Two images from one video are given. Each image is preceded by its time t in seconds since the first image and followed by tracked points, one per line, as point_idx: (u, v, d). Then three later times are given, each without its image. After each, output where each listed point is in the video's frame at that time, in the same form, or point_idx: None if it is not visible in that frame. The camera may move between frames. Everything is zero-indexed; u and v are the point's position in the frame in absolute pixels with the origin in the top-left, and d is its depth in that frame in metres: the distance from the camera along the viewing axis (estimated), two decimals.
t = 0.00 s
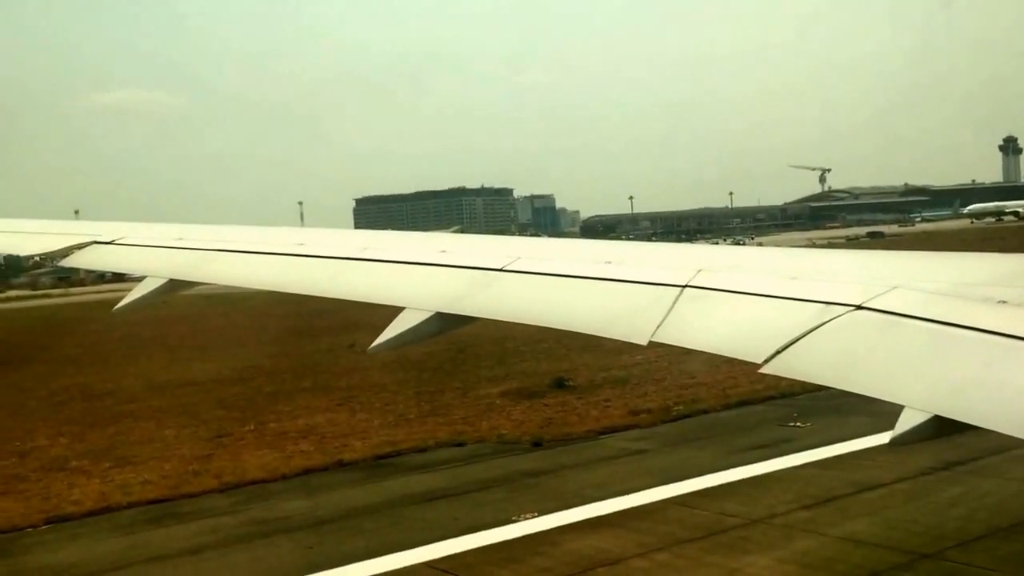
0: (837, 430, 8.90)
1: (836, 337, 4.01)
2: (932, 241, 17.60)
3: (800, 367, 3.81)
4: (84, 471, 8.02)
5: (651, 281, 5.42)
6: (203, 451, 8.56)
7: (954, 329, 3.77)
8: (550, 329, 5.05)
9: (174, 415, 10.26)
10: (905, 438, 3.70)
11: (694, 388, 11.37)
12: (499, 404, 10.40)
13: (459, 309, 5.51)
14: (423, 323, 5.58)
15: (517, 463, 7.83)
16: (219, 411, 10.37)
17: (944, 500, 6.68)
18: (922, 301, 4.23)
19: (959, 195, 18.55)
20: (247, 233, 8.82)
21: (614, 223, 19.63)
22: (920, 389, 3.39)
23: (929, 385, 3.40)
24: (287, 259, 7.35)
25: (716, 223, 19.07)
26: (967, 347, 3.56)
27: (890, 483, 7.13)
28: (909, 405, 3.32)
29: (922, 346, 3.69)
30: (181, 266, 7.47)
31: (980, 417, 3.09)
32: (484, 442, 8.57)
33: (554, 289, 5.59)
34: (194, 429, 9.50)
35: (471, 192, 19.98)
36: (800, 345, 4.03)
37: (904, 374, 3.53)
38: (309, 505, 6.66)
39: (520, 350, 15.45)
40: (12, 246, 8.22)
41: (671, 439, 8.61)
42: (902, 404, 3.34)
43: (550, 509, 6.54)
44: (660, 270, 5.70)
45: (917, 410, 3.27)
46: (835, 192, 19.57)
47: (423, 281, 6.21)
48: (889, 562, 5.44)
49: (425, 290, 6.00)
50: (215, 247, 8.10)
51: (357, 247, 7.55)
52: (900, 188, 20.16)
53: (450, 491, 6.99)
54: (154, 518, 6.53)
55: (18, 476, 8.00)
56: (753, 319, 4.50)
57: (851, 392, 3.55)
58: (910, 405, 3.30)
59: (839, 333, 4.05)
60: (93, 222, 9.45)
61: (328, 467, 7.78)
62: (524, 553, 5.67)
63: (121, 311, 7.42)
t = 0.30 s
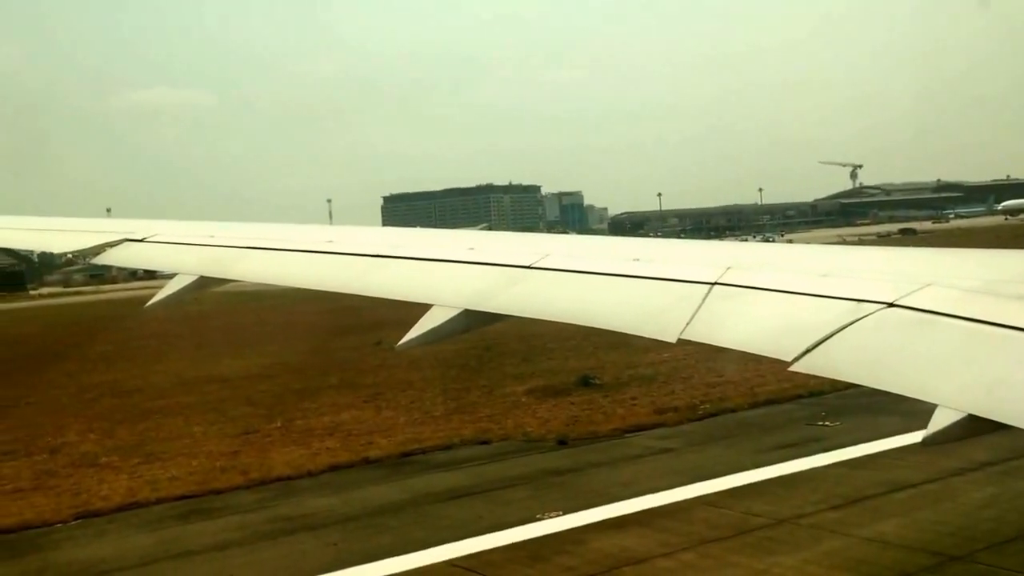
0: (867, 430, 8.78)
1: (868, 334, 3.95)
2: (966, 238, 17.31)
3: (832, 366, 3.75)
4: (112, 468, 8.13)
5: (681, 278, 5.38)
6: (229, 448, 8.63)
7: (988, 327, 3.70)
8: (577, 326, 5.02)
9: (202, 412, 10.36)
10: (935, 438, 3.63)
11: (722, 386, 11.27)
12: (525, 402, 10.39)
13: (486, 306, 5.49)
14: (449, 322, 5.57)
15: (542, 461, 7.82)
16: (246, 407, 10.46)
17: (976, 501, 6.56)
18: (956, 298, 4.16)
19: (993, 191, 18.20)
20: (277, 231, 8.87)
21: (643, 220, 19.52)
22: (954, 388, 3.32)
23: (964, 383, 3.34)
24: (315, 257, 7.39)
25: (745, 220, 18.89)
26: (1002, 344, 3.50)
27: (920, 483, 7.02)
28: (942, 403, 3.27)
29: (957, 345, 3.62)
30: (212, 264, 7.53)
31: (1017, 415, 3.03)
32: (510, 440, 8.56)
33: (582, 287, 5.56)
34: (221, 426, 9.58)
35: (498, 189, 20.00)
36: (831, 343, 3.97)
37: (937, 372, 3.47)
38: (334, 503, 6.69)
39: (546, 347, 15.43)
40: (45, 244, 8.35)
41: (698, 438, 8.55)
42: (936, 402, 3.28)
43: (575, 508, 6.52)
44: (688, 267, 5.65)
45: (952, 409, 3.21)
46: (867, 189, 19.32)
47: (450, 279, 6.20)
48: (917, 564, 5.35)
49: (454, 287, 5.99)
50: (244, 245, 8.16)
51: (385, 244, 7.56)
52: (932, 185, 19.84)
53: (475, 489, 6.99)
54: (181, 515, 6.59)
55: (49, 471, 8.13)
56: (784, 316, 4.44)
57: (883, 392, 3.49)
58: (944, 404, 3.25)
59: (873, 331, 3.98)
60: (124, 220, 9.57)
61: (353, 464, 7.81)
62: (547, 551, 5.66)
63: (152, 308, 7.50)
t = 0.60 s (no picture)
0: (896, 431, 8.66)
1: (901, 334, 3.89)
2: (1001, 236, 17.00)
3: (863, 366, 3.70)
4: (140, 464, 8.23)
5: (709, 277, 5.34)
6: (255, 445, 8.70)
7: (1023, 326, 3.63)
8: (605, 324, 4.99)
9: (229, 409, 10.45)
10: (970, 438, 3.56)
11: (749, 385, 11.18)
12: (550, 400, 10.37)
13: (513, 305, 5.48)
14: (473, 321, 5.57)
15: (567, 460, 7.80)
16: (272, 405, 10.53)
17: (1008, 504, 6.45)
18: (990, 297, 4.08)
19: None
20: (305, 229, 8.93)
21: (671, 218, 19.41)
22: (990, 389, 3.27)
23: (999, 384, 3.29)
24: (343, 255, 7.42)
25: (775, 218, 18.71)
26: None
27: (950, 485, 6.91)
28: (978, 404, 3.21)
29: (991, 345, 3.55)
30: (241, 262, 7.59)
31: None
32: (535, 439, 8.55)
33: (609, 285, 5.53)
34: (248, 423, 9.66)
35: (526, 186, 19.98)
36: (864, 343, 3.91)
37: (971, 372, 3.41)
38: (359, 500, 6.72)
39: (572, 346, 15.40)
40: (76, 241, 8.46)
41: (724, 438, 8.49)
42: (970, 403, 3.23)
43: (599, 508, 6.49)
44: (716, 265, 5.60)
45: (988, 410, 3.15)
46: (898, 185, 19.05)
47: (478, 277, 6.20)
48: (945, 567, 5.27)
49: (481, 285, 5.98)
50: (273, 243, 8.22)
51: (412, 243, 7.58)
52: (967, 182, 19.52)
53: (499, 488, 6.99)
54: (207, 511, 6.66)
55: (79, 467, 8.24)
56: (814, 315, 4.39)
57: (916, 392, 3.44)
58: (979, 404, 3.19)
59: (905, 331, 3.92)
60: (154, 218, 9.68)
61: (378, 463, 7.84)
62: (570, 551, 5.64)
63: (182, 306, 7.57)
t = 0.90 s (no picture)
0: (927, 433, 8.53)
1: (934, 335, 3.82)
2: None
3: (895, 367, 3.64)
4: (167, 461, 8.32)
5: (737, 276, 5.28)
6: (280, 443, 8.76)
7: None
8: (631, 323, 4.96)
9: (255, 407, 10.54)
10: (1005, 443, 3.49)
11: (776, 386, 11.08)
12: (575, 400, 10.34)
13: (541, 304, 5.46)
14: (498, 321, 5.56)
15: (591, 460, 7.77)
16: (298, 403, 10.60)
17: None
18: None
19: None
20: (332, 228, 8.97)
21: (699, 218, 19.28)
22: None
23: None
24: (371, 254, 7.44)
25: (805, 217, 18.51)
26: None
27: (981, 489, 6.79)
28: (1012, 407, 3.15)
29: None
30: (269, 260, 7.64)
31: None
32: (559, 438, 8.53)
33: (636, 284, 5.49)
34: (274, 421, 9.72)
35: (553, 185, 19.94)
36: (895, 344, 3.84)
37: (1006, 375, 3.35)
38: (382, 499, 6.75)
39: (598, 345, 15.35)
40: (107, 239, 8.57)
41: (750, 439, 8.41)
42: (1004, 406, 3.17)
43: (622, 509, 6.46)
44: (745, 265, 5.55)
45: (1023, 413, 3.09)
46: (931, 185, 18.77)
47: (506, 276, 6.18)
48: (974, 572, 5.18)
49: (507, 284, 5.96)
50: (300, 242, 8.27)
51: (441, 242, 7.59)
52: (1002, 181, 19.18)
53: (522, 488, 6.98)
54: (231, 509, 6.71)
55: (106, 464, 8.35)
56: (843, 316, 4.33)
57: (949, 395, 3.38)
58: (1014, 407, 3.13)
59: (937, 332, 3.85)
60: (184, 216, 9.78)
61: (401, 462, 7.86)
62: (592, 553, 5.62)
63: (211, 304, 7.63)
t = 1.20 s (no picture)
0: (957, 436, 8.40)
1: (968, 337, 3.75)
2: None
3: (926, 368, 3.59)
4: (193, 459, 8.42)
5: (766, 276, 5.24)
6: (305, 442, 8.83)
7: None
8: (659, 323, 4.91)
9: (281, 406, 10.63)
10: None
11: (803, 388, 10.98)
12: (600, 401, 10.33)
13: (564, 303, 5.45)
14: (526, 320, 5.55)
15: (614, 462, 7.75)
16: (324, 402, 10.69)
17: None
18: None
19: None
20: (361, 227, 9.01)
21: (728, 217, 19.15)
22: None
23: None
24: (397, 253, 7.47)
25: (835, 217, 18.32)
26: None
27: (1011, 493, 6.68)
28: None
29: None
30: (298, 258, 7.68)
31: None
32: (583, 439, 8.52)
33: (664, 284, 5.45)
34: (299, 420, 9.80)
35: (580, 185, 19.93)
36: (927, 347, 3.78)
37: None
38: (405, 499, 6.78)
39: (624, 346, 15.30)
40: (136, 238, 8.69)
41: (776, 441, 8.34)
42: None
43: (645, 511, 6.43)
44: (775, 265, 5.49)
45: None
46: (964, 185, 18.50)
47: (530, 275, 6.17)
48: None
49: (533, 283, 5.94)
50: (328, 241, 8.31)
51: (468, 241, 7.60)
52: None
53: (546, 489, 6.98)
54: (256, 508, 6.78)
55: (133, 462, 8.46)
56: (875, 316, 4.27)
57: (980, 396, 3.32)
58: None
59: (970, 333, 3.78)
60: (213, 216, 9.88)
61: (425, 462, 7.88)
62: (611, 555, 5.60)
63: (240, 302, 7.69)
